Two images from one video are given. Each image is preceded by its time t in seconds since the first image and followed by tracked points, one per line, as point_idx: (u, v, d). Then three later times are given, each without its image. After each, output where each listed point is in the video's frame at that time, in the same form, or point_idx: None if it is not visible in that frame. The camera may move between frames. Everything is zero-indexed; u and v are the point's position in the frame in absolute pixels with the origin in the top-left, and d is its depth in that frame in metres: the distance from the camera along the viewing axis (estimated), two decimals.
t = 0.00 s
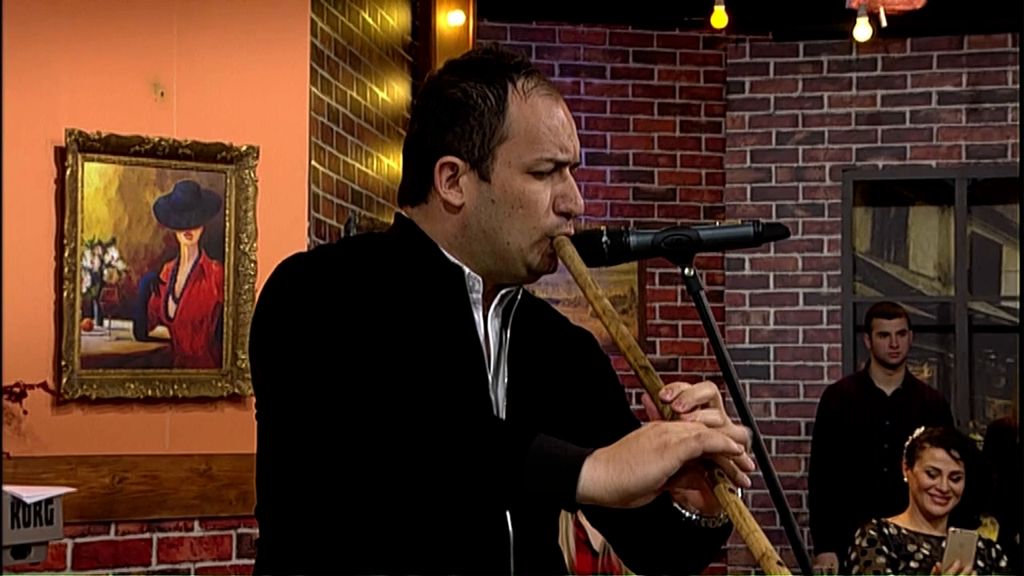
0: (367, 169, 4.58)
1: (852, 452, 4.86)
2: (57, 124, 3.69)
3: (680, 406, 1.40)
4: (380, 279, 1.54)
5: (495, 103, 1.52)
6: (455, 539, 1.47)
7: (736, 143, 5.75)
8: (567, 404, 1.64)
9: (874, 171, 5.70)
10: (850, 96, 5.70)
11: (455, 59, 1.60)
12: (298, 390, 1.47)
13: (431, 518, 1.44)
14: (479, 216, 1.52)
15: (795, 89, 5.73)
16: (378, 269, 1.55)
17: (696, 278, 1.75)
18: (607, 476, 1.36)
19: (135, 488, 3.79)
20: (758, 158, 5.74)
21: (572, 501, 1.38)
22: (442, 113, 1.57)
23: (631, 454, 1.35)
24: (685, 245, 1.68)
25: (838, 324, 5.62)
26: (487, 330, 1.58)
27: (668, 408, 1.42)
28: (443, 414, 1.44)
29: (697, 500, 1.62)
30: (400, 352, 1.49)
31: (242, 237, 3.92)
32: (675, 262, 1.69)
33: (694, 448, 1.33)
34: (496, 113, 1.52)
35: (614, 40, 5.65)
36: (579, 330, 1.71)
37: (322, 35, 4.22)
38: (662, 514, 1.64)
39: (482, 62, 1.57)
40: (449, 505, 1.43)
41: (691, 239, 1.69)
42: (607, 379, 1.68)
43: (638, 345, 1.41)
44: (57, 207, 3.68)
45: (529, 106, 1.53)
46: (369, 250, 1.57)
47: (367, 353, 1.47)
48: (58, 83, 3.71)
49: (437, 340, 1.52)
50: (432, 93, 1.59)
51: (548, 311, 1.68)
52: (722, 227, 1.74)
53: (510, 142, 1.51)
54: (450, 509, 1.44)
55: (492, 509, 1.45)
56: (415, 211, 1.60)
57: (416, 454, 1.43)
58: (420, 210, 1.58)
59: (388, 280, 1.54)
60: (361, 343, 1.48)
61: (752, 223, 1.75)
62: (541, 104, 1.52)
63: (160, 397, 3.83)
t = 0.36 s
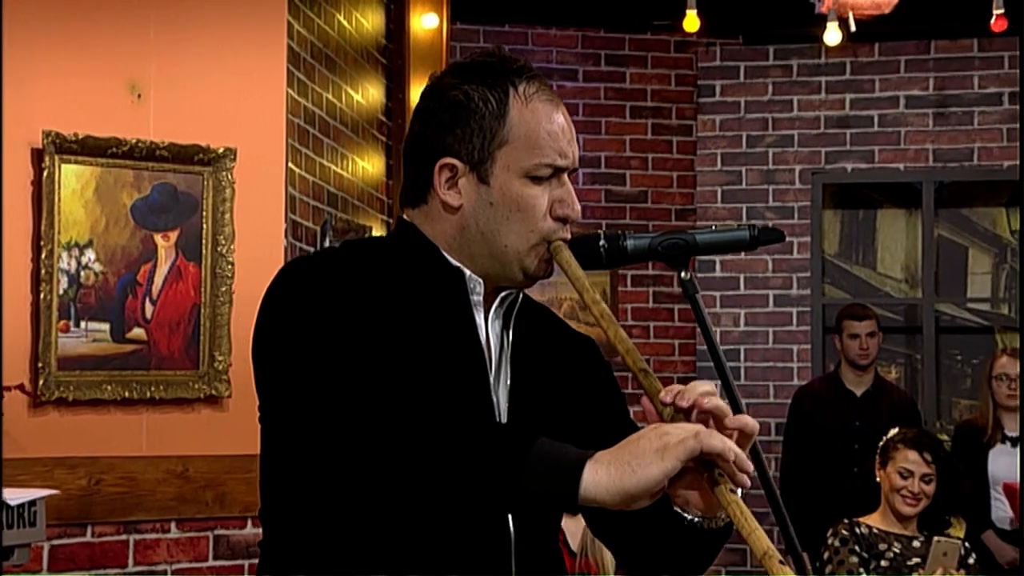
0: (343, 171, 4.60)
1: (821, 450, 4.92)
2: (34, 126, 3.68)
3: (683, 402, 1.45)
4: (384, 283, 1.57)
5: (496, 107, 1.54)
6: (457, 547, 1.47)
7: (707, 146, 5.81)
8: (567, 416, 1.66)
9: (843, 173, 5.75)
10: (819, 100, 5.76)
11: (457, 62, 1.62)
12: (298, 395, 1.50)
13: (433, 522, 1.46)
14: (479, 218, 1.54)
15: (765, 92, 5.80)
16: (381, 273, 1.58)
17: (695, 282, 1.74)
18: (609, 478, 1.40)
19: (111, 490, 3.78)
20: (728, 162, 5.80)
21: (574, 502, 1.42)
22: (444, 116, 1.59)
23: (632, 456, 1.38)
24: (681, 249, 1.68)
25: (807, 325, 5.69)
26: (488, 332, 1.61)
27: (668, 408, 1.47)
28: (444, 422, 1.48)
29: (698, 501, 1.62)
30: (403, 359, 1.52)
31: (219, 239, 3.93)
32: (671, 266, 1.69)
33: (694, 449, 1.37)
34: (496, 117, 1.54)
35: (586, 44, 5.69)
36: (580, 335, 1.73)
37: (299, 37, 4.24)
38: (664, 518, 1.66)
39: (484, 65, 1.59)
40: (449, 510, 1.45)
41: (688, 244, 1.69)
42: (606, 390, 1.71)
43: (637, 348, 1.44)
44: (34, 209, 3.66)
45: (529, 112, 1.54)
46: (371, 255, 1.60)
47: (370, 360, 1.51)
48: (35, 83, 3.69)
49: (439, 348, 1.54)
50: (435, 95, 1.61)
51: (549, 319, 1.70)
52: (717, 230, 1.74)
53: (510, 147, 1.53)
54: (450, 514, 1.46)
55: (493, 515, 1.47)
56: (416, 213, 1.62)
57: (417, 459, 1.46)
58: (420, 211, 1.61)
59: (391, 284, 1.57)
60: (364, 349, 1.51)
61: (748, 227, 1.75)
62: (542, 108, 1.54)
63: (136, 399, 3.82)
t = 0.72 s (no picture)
0: (315, 172, 4.62)
1: (788, 449, 4.96)
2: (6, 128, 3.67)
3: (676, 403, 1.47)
4: (382, 284, 1.59)
5: (491, 110, 1.57)
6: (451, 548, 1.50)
7: (675, 148, 5.85)
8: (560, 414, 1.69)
9: (809, 176, 5.82)
10: (785, 103, 5.83)
11: (454, 64, 1.65)
12: (295, 395, 1.52)
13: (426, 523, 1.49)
14: (473, 219, 1.57)
15: (732, 95, 5.86)
16: (379, 274, 1.60)
17: (686, 285, 1.75)
18: (607, 481, 1.41)
19: (84, 491, 3.78)
20: (695, 164, 5.85)
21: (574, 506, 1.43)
22: (440, 118, 1.62)
23: (628, 460, 1.39)
24: (673, 252, 1.70)
25: (774, 327, 5.74)
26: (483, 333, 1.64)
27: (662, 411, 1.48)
28: (440, 424, 1.49)
29: (689, 503, 1.68)
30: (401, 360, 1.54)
31: (193, 241, 3.93)
32: (663, 269, 1.71)
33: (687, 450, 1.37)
34: (493, 120, 1.57)
35: (555, 46, 5.73)
36: (573, 338, 1.76)
37: (272, 39, 4.25)
38: (655, 520, 1.70)
39: (481, 68, 1.62)
40: (443, 513, 1.47)
41: (680, 247, 1.70)
42: (599, 388, 1.74)
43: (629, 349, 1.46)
44: (8, 209, 3.66)
45: (525, 115, 1.57)
46: (368, 255, 1.63)
47: (368, 361, 1.53)
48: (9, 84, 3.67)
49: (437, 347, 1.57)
50: (432, 98, 1.64)
51: (541, 319, 1.74)
52: (710, 232, 1.74)
53: (504, 149, 1.56)
54: (444, 516, 1.48)
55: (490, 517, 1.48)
56: (412, 214, 1.66)
57: (412, 461, 1.47)
58: (417, 211, 1.64)
59: (389, 285, 1.59)
60: (361, 350, 1.53)
61: (741, 230, 1.75)
62: (537, 112, 1.57)
63: (109, 401, 3.82)
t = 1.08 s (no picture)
0: (288, 174, 4.63)
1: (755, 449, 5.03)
2: None
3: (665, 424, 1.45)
4: (386, 282, 1.64)
5: (487, 117, 1.60)
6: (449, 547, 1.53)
7: (644, 151, 5.92)
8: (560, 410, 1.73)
9: (776, 179, 5.89)
10: (753, 107, 5.91)
11: (451, 70, 1.68)
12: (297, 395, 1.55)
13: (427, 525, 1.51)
14: (470, 225, 1.60)
15: (700, 99, 5.92)
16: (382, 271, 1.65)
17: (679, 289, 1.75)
18: (602, 498, 1.40)
19: (59, 493, 3.76)
20: (665, 166, 5.92)
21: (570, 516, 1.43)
22: (437, 124, 1.65)
23: (625, 480, 1.38)
24: (666, 257, 1.73)
25: (742, 328, 5.80)
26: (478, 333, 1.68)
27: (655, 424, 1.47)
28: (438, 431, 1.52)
29: (675, 517, 1.67)
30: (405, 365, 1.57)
31: (168, 242, 3.94)
32: (657, 273, 1.74)
33: (687, 476, 1.35)
34: (489, 126, 1.60)
35: (526, 49, 5.77)
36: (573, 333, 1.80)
37: (246, 41, 4.26)
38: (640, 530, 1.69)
39: (476, 76, 1.65)
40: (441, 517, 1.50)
41: (674, 252, 1.74)
42: (599, 387, 1.77)
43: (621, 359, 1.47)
44: None
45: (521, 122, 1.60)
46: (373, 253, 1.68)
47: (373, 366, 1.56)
48: None
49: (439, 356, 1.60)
50: (428, 105, 1.68)
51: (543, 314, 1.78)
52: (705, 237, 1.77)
53: (500, 156, 1.59)
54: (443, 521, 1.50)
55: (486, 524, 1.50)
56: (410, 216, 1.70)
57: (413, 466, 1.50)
58: (415, 215, 1.68)
59: (392, 282, 1.64)
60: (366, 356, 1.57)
61: (735, 235, 1.78)
62: (532, 119, 1.60)
63: (84, 402, 3.82)
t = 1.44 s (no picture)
0: (268, 177, 4.65)
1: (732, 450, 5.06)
2: None
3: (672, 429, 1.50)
4: (392, 292, 1.68)
5: (491, 126, 1.64)
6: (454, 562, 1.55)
7: (620, 154, 5.96)
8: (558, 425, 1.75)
9: (751, 182, 5.94)
10: (728, 110, 5.96)
11: (454, 81, 1.72)
12: (311, 407, 1.57)
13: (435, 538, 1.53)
14: (474, 234, 1.64)
15: (676, 102, 5.98)
16: (388, 281, 1.69)
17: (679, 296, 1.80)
18: (609, 505, 1.42)
19: (40, 495, 3.75)
20: (640, 170, 5.96)
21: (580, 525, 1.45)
22: (439, 134, 1.69)
23: (630, 487, 1.40)
24: (668, 264, 1.78)
25: (717, 330, 5.85)
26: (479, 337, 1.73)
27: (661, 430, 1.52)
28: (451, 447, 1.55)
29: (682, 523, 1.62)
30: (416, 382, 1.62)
31: (150, 245, 3.93)
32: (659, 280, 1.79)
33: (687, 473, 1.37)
34: (493, 135, 1.64)
35: (503, 53, 5.83)
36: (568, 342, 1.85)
37: (227, 44, 4.27)
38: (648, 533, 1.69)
39: (479, 86, 1.69)
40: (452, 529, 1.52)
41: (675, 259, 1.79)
42: (596, 392, 1.81)
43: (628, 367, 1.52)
44: None
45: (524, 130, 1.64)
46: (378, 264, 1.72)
47: (386, 380, 1.60)
48: None
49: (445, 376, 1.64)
50: (432, 114, 1.71)
51: (545, 327, 1.82)
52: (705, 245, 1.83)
53: (504, 165, 1.62)
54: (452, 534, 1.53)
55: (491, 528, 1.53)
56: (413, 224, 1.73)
57: (425, 477, 1.53)
58: (418, 224, 1.71)
59: (397, 293, 1.68)
60: (379, 370, 1.60)
61: (735, 243, 1.83)
62: (535, 128, 1.64)
63: (65, 405, 3.80)
